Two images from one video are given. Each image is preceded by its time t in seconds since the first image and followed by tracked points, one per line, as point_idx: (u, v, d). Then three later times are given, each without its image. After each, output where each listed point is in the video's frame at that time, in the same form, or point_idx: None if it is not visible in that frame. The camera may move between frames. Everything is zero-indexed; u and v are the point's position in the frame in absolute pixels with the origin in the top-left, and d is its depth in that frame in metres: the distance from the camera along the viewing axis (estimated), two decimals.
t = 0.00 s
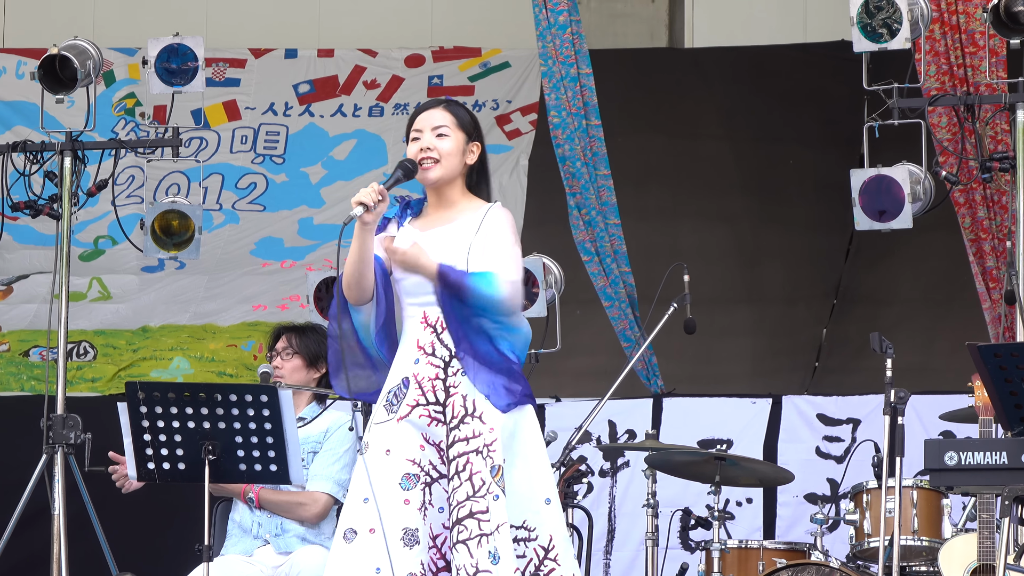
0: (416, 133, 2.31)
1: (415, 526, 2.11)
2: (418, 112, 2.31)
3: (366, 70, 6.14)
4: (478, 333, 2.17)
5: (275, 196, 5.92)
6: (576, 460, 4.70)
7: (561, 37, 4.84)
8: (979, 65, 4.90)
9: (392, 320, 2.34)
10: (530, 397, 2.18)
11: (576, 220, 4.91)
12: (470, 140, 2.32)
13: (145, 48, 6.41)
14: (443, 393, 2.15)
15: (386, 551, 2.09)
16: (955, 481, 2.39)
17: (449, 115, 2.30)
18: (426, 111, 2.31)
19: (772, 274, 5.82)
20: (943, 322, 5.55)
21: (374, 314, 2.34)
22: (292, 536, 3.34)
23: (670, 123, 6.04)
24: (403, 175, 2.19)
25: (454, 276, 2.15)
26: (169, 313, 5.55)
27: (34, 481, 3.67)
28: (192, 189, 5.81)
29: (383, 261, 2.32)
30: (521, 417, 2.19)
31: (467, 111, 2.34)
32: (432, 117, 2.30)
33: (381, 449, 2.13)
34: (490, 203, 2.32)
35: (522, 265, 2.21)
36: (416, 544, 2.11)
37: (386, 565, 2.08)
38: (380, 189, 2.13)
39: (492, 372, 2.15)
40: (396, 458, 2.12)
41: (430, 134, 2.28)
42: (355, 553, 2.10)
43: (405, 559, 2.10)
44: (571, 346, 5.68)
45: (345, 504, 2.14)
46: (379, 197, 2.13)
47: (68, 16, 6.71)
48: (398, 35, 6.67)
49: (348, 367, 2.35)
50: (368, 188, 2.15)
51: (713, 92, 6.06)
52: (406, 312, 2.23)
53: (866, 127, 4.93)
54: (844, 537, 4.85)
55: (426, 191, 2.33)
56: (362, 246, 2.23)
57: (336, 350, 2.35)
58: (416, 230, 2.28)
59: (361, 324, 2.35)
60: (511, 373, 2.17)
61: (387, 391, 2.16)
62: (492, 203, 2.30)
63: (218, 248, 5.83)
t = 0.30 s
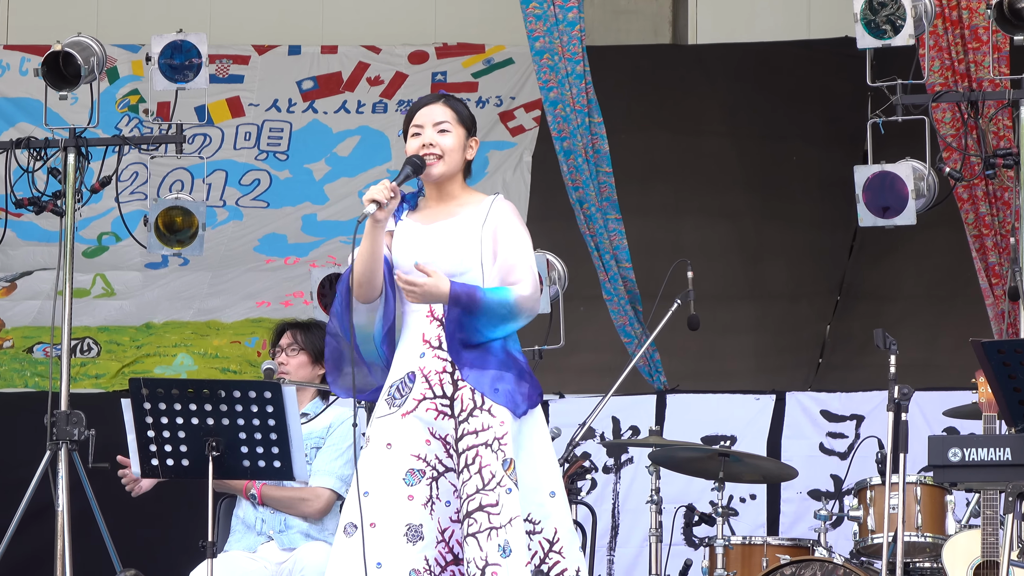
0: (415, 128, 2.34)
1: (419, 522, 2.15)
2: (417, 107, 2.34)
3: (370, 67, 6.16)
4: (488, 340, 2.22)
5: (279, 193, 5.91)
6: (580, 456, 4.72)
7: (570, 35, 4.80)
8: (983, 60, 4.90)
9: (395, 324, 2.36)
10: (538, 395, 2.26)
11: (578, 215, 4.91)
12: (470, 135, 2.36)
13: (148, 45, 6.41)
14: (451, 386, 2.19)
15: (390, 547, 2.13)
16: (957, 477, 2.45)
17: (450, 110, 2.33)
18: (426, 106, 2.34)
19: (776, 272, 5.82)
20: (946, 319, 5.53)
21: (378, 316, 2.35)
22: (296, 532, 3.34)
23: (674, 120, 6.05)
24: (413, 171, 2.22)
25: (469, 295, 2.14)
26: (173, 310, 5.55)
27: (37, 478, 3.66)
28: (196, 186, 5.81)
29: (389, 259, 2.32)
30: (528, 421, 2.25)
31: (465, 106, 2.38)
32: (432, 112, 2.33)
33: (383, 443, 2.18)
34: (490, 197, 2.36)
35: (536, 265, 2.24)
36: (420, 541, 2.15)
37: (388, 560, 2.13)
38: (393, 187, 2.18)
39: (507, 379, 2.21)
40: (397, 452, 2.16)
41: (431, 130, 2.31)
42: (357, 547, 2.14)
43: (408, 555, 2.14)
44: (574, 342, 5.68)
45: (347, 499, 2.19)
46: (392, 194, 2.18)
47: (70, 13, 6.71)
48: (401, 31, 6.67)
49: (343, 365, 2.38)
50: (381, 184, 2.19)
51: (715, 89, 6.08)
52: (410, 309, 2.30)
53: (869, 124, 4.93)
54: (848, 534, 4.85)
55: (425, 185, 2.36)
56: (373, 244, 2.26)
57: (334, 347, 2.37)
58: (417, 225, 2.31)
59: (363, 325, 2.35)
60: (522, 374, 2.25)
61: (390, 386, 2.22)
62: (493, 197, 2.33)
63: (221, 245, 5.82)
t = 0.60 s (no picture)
0: (419, 115, 2.42)
1: (420, 515, 2.21)
2: (422, 96, 2.42)
3: (373, 58, 6.13)
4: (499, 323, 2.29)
5: (281, 183, 5.92)
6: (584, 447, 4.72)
7: (583, 24, 4.81)
8: (985, 52, 4.90)
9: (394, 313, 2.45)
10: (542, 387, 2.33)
11: (585, 209, 4.92)
12: (473, 128, 2.43)
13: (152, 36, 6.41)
14: (450, 378, 2.26)
15: (390, 539, 2.19)
16: (960, 468, 2.51)
17: (453, 100, 2.41)
18: (432, 95, 2.42)
19: (778, 263, 5.83)
20: (949, 311, 5.57)
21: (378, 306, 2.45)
22: (298, 523, 3.35)
23: (678, 111, 6.04)
24: (414, 162, 2.30)
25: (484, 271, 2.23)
26: (177, 301, 5.56)
27: (41, 467, 3.67)
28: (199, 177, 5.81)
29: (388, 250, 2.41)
30: (528, 413, 2.31)
31: (471, 98, 2.46)
32: (435, 101, 2.41)
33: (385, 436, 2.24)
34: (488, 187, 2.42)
35: (544, 252, 2.31)
36: (421, 533, 2.21)
37: (389, 552, 2.19)
38: (394, 178, 2.26)
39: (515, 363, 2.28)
40: (398, 445, 2.23)
41: (433, 117, 2.39)
42: (359, 540, 2.20)
43: (409, 548, 2.20)
44: (579, 333, 5.72)
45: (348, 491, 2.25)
46: (393, 184, 2.26)
47: (74, 4, 6.71)
48: (404, 22, 6.65)
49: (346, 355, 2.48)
50: (382, 174, 2.28)
51: (719, 80, 6.06)
52: (408, 300, 2.35)
53: (872, 115, 4.92)
54: (852, 524, 4.84)
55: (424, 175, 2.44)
56: (373, 234, 2.34)
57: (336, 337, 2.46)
58: (416, 215, 2.38)
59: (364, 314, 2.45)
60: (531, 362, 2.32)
61: (391, 378, 2.28)
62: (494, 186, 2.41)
63: (225, 235, 5.83)
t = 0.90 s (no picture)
0: (410, 112, 2.34)
1: (414, 515, 2.14)
2: (414, 92, 2.34)
3: (377, 54, 6.14)
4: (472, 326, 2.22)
5: (285, 179, 5.92)
6: (587, 442, 4.73)
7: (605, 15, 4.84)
8: (988, 48, 4.90)
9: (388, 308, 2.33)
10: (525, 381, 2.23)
11: (599, 202, 4.94)
12: (464, 125, 2.35)
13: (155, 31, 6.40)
14: (443, 377, 2.19)
15: (384, 539, 2.12)
16: (965, 463, 2.55)
17: (446, 96, 2.32)
18: (423, 91, 2.33)
19: (782, 258, 5.83)
20: (951, 307, 5.59)
21: (370, 300, 2.33)
22: (303, 521, 3.45)
23: (682, 106, 6.04)
24: (403, 155, 2.20)
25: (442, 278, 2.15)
26: (180, 296, 5.62)
27: (44, 463, 3.66)
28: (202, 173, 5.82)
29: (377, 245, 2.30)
30: (520, 404, 2.24)
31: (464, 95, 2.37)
32: (427, 97, 2.32)
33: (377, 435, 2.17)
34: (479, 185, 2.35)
35: (514, 260, 2.24)
36: (415, 533, 2.14)
37: (385, 552, 2.11)
38: (385, 171, 2.19)
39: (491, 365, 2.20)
40: (391, 444, 2.15)
41: (425, 115, 2.31)
42: (353, 541, 2.12)
43: (403, 547, 2.13)
44: (582, 329, 5.75)
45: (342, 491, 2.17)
46: (384, 177, 2.19)
47: None
48: (408, 17, 6.65)
49: (339, 350, 2.37)
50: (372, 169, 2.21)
51: (723, 76, 6.06)
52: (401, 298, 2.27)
53: (876, 110, 4.92)
54: (855, 520, 4.85)
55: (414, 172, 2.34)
56: (364, 230, 2.25)
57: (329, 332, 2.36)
58: (405, 212, 2.30)
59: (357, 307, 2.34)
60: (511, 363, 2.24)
61: (383, 377, 2.21)
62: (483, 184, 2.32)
63: (228, 231, 5.83)
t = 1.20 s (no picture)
0: (419, 113, 2.27)
1: (432, 510, 2.11)
2: (422, 91, 2.28)
3: (379, 51, 6.13)
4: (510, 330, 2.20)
5: (287, 175, 5.92)
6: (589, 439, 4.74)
7: (611, 10, 4.89)
8: (991, 44, 4.91)
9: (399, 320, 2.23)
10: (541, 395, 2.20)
11: (614, 196, 5.05)
12: (474, 119, 2.30)
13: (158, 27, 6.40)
14: (469, 373, 2.17)
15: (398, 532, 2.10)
16: (966, 460, 2.56)
17: (454, 93, 2.26)
18: (429, 90, 2.27)
19: (785, 255, 5.83)
20: (953, 304, 5.59)
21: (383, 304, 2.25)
22: (306, 518, 3.47)
23: (684, 103, 6.04)
24: (435, 153, 2.18)
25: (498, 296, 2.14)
26: (182, 293, 5.64)
27: (46, 460, 3.66)
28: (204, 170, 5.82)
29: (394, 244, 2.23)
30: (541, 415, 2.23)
31: (469, 90, 2.32)
32: (436, 96, 2.26)
33: (396, 428, 2.14)
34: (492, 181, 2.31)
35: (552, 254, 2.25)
36: (432, 528, 2.11)
37: (399, 545, 2.10)
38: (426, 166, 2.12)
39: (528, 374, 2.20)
40: (412, 438, 2.13)
41: (436, 114, 2.24)
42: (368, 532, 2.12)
43: (416, 542, 2.10)
44: (584, 325, 5.76)
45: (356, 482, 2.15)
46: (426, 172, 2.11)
47: None
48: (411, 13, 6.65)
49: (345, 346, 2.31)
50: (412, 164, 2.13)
51: (726, 72, 6.06)
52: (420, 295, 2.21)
53: (878, 107, 4.91)
54: (858, 517, 4.85)
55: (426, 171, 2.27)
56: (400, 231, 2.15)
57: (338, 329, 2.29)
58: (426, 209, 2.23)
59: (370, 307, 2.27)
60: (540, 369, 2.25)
61: (403, 372, 2.18)
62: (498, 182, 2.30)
63: (230, 228, 5.83)
